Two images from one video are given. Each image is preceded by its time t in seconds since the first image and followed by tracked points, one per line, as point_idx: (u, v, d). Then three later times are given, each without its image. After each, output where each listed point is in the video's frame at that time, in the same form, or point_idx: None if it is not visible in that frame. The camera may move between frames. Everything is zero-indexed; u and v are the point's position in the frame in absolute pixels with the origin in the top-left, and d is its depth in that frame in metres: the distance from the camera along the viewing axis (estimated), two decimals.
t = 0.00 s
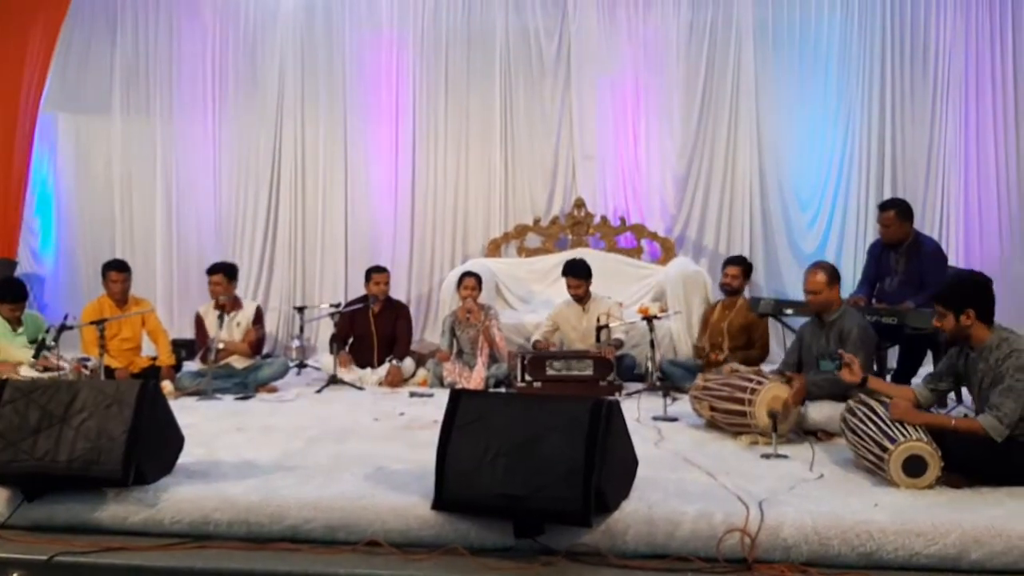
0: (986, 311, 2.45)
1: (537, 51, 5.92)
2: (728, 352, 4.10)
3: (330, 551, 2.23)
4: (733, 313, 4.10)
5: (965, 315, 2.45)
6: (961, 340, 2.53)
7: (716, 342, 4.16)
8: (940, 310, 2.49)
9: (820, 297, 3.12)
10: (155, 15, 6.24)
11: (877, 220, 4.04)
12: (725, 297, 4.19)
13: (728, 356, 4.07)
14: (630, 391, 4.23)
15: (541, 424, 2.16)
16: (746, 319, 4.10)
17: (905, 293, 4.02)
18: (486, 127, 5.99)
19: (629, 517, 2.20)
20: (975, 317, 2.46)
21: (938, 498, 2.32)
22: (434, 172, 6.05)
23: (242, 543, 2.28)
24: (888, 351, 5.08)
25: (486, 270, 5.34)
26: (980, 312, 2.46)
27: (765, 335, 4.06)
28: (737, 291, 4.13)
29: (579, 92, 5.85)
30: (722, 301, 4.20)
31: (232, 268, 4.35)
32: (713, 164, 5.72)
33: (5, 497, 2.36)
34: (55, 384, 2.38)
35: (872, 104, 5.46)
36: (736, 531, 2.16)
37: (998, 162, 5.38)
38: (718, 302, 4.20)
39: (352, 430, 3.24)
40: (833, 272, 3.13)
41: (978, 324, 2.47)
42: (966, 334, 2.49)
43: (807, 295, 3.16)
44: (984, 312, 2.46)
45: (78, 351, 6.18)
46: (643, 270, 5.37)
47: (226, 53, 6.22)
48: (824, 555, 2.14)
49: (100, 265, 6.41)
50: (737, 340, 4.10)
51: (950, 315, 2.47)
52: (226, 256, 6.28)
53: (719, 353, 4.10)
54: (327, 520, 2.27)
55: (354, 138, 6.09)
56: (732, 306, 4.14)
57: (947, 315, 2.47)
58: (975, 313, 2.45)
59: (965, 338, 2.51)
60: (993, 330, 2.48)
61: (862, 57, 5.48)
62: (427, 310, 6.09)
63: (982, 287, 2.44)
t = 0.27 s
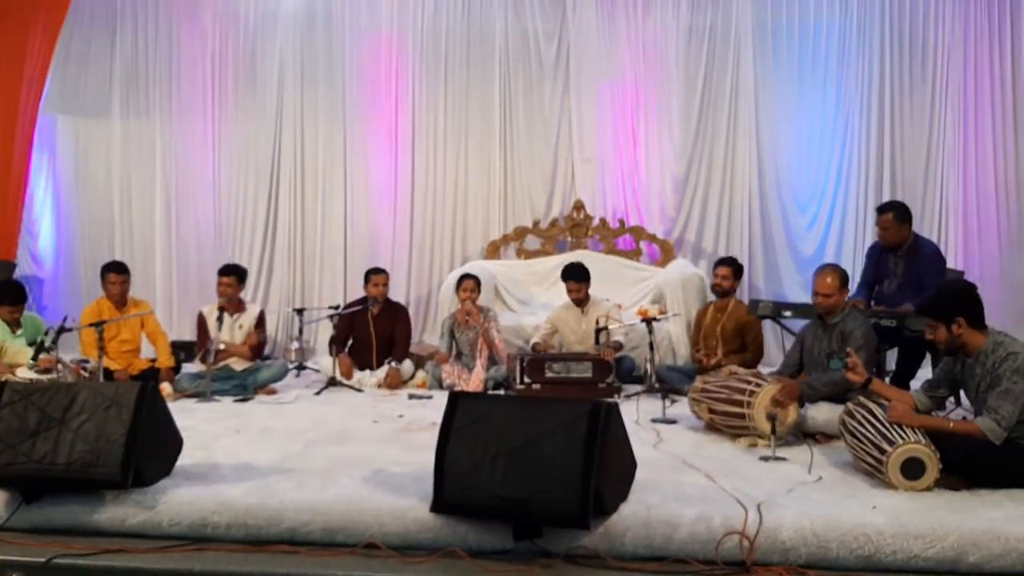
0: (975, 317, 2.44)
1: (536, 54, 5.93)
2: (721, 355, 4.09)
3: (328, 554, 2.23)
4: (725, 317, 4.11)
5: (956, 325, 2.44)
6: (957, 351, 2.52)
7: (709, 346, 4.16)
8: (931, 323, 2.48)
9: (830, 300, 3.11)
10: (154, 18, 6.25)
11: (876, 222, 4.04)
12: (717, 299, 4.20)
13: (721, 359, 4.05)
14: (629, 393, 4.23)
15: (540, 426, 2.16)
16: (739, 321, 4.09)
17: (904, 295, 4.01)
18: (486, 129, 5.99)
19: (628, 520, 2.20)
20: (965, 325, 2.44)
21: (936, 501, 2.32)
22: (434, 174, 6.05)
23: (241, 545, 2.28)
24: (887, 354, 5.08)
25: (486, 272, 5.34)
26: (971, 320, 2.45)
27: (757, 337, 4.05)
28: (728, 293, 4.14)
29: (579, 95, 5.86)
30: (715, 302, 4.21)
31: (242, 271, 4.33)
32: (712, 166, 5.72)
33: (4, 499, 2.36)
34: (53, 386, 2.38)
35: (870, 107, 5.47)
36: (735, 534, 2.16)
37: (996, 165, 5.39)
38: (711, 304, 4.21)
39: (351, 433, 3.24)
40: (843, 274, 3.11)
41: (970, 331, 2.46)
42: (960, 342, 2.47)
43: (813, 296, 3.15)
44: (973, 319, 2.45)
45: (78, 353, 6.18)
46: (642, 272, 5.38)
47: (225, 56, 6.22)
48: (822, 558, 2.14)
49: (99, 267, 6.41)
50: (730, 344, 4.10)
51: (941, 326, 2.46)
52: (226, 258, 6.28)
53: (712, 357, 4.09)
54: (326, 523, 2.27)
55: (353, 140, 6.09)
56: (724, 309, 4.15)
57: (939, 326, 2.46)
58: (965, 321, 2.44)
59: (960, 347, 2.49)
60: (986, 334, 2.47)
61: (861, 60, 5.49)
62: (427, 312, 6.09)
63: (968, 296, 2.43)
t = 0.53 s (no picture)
0: (972, 320, 2.44)
1: (536, 56, 5.93)
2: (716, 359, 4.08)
3: (328, 556, 2.22)
4: (719, 320, 4.09)
5: (953, 328, 2.44)
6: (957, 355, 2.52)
7: (704, 349, 4.17)
8: (929, 327, 2.48)
9: (838, 303, 3.08)
10: (155, 20, 6.25)
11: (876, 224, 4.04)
12: (710, 301, 4.18)
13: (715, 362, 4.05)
14: (629, 395, 4.23)
15: (539, 428, 2.16)
16: (733, 324, 4.08)
17: (904, 298, 4.01)
18: (486, 131, 5.99)
19: (628, 522, 2.20)
20: (962, 328, 2.44)
21: (936, 503, 2.32)
22: (434, 176, 6.05)
23: (241, 547, 2.28)
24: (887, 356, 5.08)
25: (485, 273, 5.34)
26: (968, 322, 2.45)
27: (751, 340, 4.03)
28: (720, 296, 4.11)
29: (579, 97, 5.86)
30: (708, 305, 4.20)
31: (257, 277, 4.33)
32: (712, 168, 5.72)
33: (4, 502, 2.36)
34: (53, 388, 2.38)
35: (870, 109, 5.47)
36: (735, 536, 2.16)
37: (996, 167, 5.40)
38: (705, 306, 4.20)
39: (350, 435, 3.24)
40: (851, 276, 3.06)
41: (967, 334, 2.46)
42: (958, 346, 2.47)
43: (821, 298, 3.11)
44: (970, 322, 2.45)
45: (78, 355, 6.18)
46: (642, 275, 5.38)
47: (226, 58, 6.22)
48: (823, 560, 2.14)
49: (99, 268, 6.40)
50: (725, 348, 4.10)
51: (938, 330, 2.46)
52: (226, 260, 6.28)
53: (707, 361, 4.11)
54: (325, 525, 2.27)
55: (353, 142, 6.09)
56: (718, 312, 4.13)
57: (937, 330, 2.47)
58: (962, 324, 2.44)
59: (959, 351, 2.49)
60: (984, 337, 2.47)
61: (860, 62, 5.49)
62: (427, 314, 6.09)
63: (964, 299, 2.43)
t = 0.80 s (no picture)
0: (978, 321, 2.44)
1: (536, 59, 5.94)
2: (715, 364, 4.08)
3: (329, 559, 2.22)
4: (717, 324, 4.09)
5: (960, 329, 2.43)
6: (962, 354, 2.51)
7: (703, 353, 4.17)
8: (934, 327, 2.47)
9: (845, 306, 3.07)
10: (156, 23, 6.26)
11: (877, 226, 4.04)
12: (707, 304, 4.18)
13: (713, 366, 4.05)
14: (629, 398, 4.23)
15: (540, 431, 2.16)
16: (731, 327, 4.07)
17: (904, 300, 4.02)
18: (486, 134, 6.00)
19: (628, 524, 2.20)
20: (968, 329, 2.44)
21: (937, 506, 2.32)
22: (434, 179, 6.06)
23: (241, 550, 2.28)
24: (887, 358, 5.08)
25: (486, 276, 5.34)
26: (974, 323, 2.44)
27: (750, 343, 4.02)
28: (717, 300, 4.11)
29: (579, 100, 5.86)
30: (705, 308, 4.20)
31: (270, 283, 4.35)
32: (712, 171, 5.73)
33: (4, 504, 2.36)
34: (54, 391, 2.38)
35: (870, 113, 5.48)
36: (736, 539, 2.16)
37: (995, 170, 5.41)
38: (703, 310, 4.20)
39: (351, 437, 3.24)
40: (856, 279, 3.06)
41: (974, 335, 2.45)
42: (964, 347, 2.46)
43: (829, 300, 3.10)
44: (977, 323, 2.44)
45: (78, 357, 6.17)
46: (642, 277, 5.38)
47: (227, 61, 6.23)
48: (823, 563, 2.14)
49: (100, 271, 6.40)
50: (723, 352, 4.09)
51: (944, 331, 2.45)
52: (227, 262, 6.28)
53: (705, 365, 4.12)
54: (326, 528, 2.27)
55: (354, 145, 6.10)
56: (716, 316, 4.13)
57: (942, 331, 2.46)
58: (968, 325, 2.43)
59: (965, 351, 2.48)
60: (990, 338, 2.46)
61: (860, 65, 5.49)
62: (427, 317, 6.09)
63: (972, 300, 2.42)
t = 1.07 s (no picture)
0: (989, 321, 2.43)
1: (537, 61, 5.94)
2: (716, 367, 4.09)
3: (330, 561, 2.22)
4: (717, 327, 4.09)
5: (970, 327, 2.42)
6: (970, 353, 2.49)
7: (703, 356, 4.18)
8: (943, 325, 2.46)
9: (846, 308, 3.07)
10: (156, 26, 6.26)
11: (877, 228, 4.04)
12: (708, 307, 4.18)
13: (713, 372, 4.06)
14: (630, 400, 4.23)
15: (541, 433, 2.16)
16: (731, 330, 4.05)
17: (905, 302, 4.02)
18: (487, 136, 6.00)
19: (630, 527, 2.20)
20: (979, 328, 2.43)
21: (939, 508, 2.32)
22: (434, 182, 6.06)
23: (242, 553, 2.28)
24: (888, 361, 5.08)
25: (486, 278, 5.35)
26: (984, 323, 2.43)
27: (750, 346, 4.01)
28: (717, 302, 4.11)
29: (579, 102, 5.86)
30: (705, 311, 4.19)
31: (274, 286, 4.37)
32: (712, 173, 5.73)
33: (4, 507, 2.36)
34: (55, 393, 2.38)
35: (871, 115, 5.47)
36: (738, 541, 2.15)
37: (996, 172, 5.41)
38: (703, 312, 4.20)
39: (352, 440, 3.23)
40: (857, 281, 3.06)
41: (984, 335, 2.44)
42: (972, 346, 2.46)
43: (830, 302, 3.10)
44: (987, 322, 2.43)
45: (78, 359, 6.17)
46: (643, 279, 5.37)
47: (227, 63, 6.23)
48: (825, 566, 2.13)
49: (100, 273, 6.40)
50: (723, 355, 4.09)
51: (954, 328, 2.44)
52: (227, 264, 6.28)
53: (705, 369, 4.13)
54: (327, 530, 2.27)
55: (354, 147, 6.10)
56: (717, 318, 4.13)
57: (952, 329, 2.45)
58: (979, 324, 2.43)
59: (972, 351, 2.48)
60: (999, 339, 2.46)
61: (860, 67, 5.49)
62: (427, 319, 6.09)
63: (983, 299, 2.41)
